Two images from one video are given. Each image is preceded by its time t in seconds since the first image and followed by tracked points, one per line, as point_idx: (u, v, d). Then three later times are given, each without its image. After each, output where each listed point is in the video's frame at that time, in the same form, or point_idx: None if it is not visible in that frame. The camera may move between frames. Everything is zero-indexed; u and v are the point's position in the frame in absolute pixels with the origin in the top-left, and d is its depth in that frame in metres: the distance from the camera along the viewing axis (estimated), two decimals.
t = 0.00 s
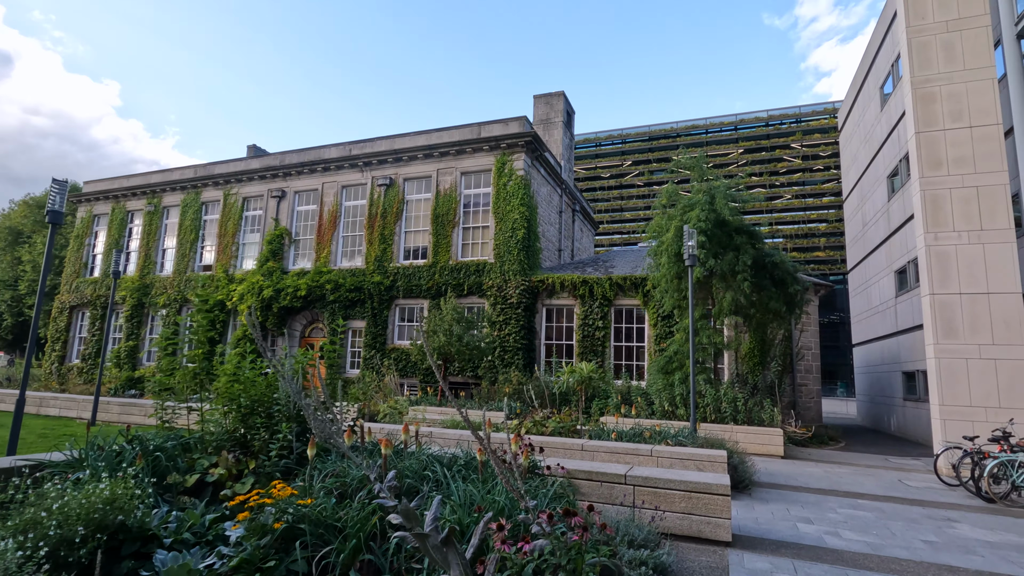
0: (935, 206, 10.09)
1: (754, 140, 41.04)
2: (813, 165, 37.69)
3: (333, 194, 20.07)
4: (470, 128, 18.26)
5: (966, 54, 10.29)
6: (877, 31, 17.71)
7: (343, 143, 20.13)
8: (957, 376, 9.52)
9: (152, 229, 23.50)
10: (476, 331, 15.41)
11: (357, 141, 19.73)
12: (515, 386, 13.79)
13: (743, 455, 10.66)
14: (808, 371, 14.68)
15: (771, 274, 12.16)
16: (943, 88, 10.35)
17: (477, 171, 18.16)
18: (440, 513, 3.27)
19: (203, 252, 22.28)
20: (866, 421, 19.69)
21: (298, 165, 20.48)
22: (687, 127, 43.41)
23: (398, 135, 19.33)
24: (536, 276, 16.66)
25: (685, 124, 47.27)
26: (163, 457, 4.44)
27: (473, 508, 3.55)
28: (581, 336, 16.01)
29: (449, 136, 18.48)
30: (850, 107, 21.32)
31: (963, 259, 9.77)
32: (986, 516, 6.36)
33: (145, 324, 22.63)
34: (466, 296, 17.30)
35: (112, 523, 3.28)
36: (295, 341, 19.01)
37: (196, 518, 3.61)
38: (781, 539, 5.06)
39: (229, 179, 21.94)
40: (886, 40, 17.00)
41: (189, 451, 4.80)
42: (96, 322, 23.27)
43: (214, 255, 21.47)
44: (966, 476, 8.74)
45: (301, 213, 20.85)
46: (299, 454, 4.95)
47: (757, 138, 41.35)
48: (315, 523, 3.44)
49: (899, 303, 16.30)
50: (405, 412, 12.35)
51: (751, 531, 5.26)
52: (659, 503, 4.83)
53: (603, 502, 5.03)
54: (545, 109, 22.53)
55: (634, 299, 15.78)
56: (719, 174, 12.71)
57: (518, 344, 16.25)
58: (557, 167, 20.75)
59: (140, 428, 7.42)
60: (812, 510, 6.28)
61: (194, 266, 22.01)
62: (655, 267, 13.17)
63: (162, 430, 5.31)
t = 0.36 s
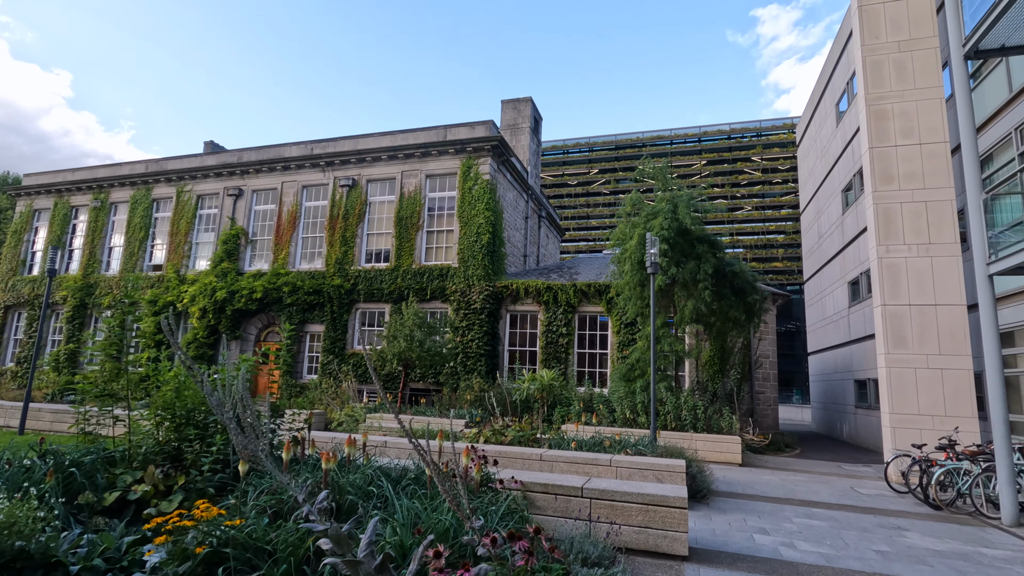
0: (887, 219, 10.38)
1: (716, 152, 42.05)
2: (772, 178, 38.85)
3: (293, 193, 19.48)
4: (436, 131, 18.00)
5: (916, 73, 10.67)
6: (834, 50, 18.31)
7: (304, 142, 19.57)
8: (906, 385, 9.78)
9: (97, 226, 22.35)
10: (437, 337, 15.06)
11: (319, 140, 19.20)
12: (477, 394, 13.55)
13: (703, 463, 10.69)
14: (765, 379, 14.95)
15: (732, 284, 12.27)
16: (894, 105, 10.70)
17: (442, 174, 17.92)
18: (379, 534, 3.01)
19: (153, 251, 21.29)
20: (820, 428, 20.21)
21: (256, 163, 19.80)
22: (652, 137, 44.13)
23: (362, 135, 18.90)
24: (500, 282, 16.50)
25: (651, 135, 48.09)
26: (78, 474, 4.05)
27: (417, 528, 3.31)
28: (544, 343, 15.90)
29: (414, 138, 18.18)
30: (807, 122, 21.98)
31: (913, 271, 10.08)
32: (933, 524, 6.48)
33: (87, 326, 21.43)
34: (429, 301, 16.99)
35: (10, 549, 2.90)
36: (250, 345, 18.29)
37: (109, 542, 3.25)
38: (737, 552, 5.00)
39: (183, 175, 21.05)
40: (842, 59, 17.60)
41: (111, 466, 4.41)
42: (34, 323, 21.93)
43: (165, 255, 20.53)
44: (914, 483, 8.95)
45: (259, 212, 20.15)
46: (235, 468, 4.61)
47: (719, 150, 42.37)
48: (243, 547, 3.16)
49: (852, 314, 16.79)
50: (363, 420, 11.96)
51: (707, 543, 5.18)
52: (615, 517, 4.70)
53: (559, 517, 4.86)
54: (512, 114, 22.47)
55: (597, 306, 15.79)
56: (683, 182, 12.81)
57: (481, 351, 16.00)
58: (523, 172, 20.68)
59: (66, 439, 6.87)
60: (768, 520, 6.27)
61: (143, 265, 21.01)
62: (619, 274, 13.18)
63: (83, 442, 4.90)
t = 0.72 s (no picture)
0: (842, 228, 10.63)
1: (682, 161, 42.85)
2: (735, 188, 39.81)
3: (252, 190, 18.89)
4: (402, 131, 17.73)
5: (870, 87, 11.00)
6: (794, 64, 18.83)
7: (265, 139, 19.01)
8: (858, 390, 10.01)
9: (41, 220, 21.23)
10: (399, 340, 14.66)
11: (281, 137, 18.68)
12: (438, 398, 13.31)
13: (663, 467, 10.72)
14: (726, 383, 15.18)
15: (693, 289, 12.40)
16: (850, 117, 11.00)
17: (408, 175, 17.64)
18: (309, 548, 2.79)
19: (101, 248, 20.34)
20: (778, 432, 20.65)
21: (214, 159, 19.13)
22: (620, 145, 44.69)
23: (325, 133, 18.46)
24: (465, 285, 16.32)
25: (619, 143, 48.72)
26: None
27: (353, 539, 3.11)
28: (509, 347, 15.76)
29: (380, 138, 17.86)
30: (768, 134, 22.55)
31: (866, 278, 10.35)
32: (883, 526, 6.59)
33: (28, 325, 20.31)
34: (392, 303, 16.67)
35: None
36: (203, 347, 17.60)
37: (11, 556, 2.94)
38: (691, 557, 4.94)
39: (135, 169, 20.18)
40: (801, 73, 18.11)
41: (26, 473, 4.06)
42: None
43: (114, 252, 19.62)
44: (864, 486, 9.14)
45: (216, 210, 19.46)
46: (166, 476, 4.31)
47: (685, 160, 43.20)
48: (161, 562, 2.91)
49: (808, 320, 17.21)
50: (319, 424, 11.58)
51: (662, 549, 5.11)
52: (569, 523, 4.58)
53: (511, 523, 4.71)
54: (480, 116, 22.35)
55: (562, 310, 15.76)
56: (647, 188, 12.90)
57: (445, 354, 15.76)
58: (490, 175, 20.57)
59: None
60: (724, 524, 6.26)
61: (90, 263, 20.05)
62: (583, 278, 13.17)
63: None
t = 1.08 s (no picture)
0: (795, 238, 10.86)
1: (647, 171, 43.56)
2: (698, 198, 40.67)
3: (205, 189, 18.17)
4: (365, 131, 17.37)
5: (823, 102, 11.31)
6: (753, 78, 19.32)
7: (220, 136, 18.35)
8: (810, 397, 10.19)
9: None
10: (357, 345, 14.22)
11: (237, 134, 18.06)
12: (395, 406, 13.03)
13: (621, 474, 10.67)
14: (685, 390, 15.33)
15: (653, 296, 12.47)
16: (804, 130, 11.28)
17: (369, 177, 17.27)
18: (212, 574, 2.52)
19: (39, 246, 19.25)
20: (736, 438, 20.99)
21: (165, 155, 18.33)
22: (586, 153, 45.13)
23: (284, 132, 17.93)
24: (426, 290, 16.03)
25: (586, 151, 49.21)
26: None
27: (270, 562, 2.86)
28: (470, 353, 15.53)
29: (341, 138, 17.45)
30: (729, 145, 23.07)
31: (817, 287, 10.59)
32: (831, 532, 6.65)
33: None
34: (350, 308, 16.23)
35: None
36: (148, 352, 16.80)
37: None
38: (641, 569, 4.83)
39: (78, 164, 19.19)
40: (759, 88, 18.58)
41: None
42: None
43: (53, 250, 18.57)
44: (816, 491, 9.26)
45: (166, 208, 18.66)
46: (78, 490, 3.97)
47: (650, 169, 43.92)
48: None
49: (765, 329, 17.58)
50: (268, 433, 11.13)
51: (613, 561, 4.99)
52: (516, 536, 4.42)
53: (456, 538, 4.50)
54: (446, 120, 22.16)
55: (524, 316, 15.64)
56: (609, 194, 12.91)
57: (404, 360, 15.41)
58: (454, 179, 20.36)
59: None
60: (677, 533, 6.20)
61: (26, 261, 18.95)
62: (544, 284, 13.08)
63: None
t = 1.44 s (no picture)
0: (767, 241, 10.89)
1: (625, 176, 43.82)
2: (674, 204, 41.07)
3: (170, 185, 17.61)
4: (338, 129, 17.03)
5: (795, 107, 11.40)
6: (728, 84, 19.50)
7: (187, 130, 17.80)
8: (780, 400, 10.19)
9: None
10: (326, 347, 13.78)
11: (205, 129, 17.55)
12: (363, 410, 12.72)
13: (592, 479, 10.52)
14: (658, 394, 15.29)
15: (627, 298, 12.39)
16: (776, 134, 11.35)
17: (342, 175, 16.92)
18: None
19: None
20: (709, 442, 21.07)
21: (129, 149, 17.71)
22: (565, 157, 45.22)
23: (254, 128, 17.48)
24: (398, 291, 15.74)
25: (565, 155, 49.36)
26: None
27: None
28: (442, 355, 15.27)
29: (313, 135, 17.07)
30: (704, 151, 23.28)
31: (788, 290, 10.62)
32: (799, 536, 6.59)
33: None
34: (320, 309, 15.85)
35: None
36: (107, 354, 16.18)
37: None
38: None
39: (36, 157, 18.44)
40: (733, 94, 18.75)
41: None
42: None
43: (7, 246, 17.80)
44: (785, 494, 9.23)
45: (129, 205, 18.03)
46: None
47: (628, 175, 44.20)
48: None
49: (738, 333, 17.68)
50: (228, 436, 10.73)
51: (575, 568, 4.81)
52: (473, 544, 4.21)
53: (411, 546, 4.28)
54: (422, 120, 21.92)
55: (498, 318, 15.44)
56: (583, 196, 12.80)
57: (375, 363, 15.07)
58: (430, 179, 20.11)
59: None
60: (644, 539, 6.05)
61: None
62: (518, 286, 12.90)
63: None
